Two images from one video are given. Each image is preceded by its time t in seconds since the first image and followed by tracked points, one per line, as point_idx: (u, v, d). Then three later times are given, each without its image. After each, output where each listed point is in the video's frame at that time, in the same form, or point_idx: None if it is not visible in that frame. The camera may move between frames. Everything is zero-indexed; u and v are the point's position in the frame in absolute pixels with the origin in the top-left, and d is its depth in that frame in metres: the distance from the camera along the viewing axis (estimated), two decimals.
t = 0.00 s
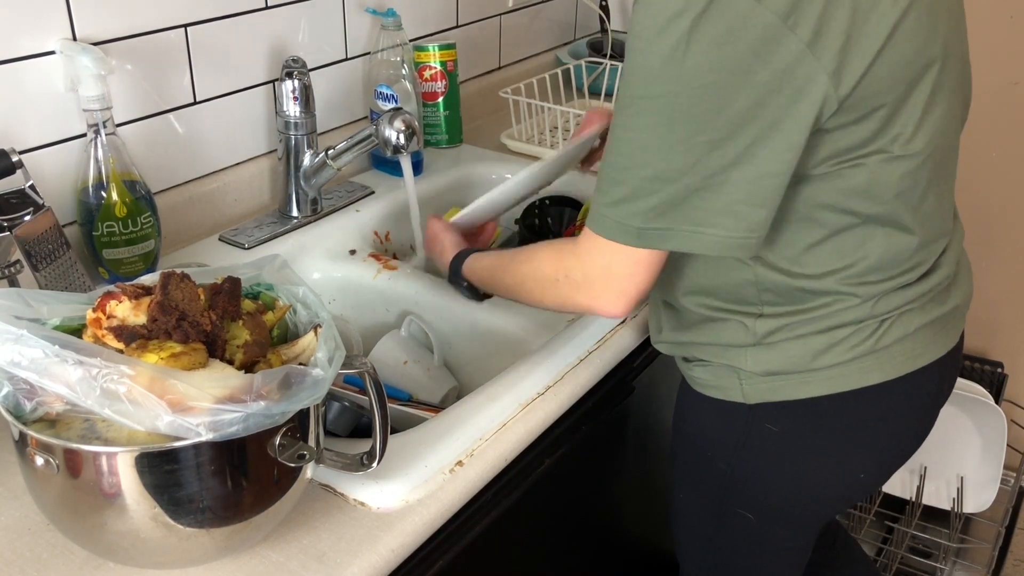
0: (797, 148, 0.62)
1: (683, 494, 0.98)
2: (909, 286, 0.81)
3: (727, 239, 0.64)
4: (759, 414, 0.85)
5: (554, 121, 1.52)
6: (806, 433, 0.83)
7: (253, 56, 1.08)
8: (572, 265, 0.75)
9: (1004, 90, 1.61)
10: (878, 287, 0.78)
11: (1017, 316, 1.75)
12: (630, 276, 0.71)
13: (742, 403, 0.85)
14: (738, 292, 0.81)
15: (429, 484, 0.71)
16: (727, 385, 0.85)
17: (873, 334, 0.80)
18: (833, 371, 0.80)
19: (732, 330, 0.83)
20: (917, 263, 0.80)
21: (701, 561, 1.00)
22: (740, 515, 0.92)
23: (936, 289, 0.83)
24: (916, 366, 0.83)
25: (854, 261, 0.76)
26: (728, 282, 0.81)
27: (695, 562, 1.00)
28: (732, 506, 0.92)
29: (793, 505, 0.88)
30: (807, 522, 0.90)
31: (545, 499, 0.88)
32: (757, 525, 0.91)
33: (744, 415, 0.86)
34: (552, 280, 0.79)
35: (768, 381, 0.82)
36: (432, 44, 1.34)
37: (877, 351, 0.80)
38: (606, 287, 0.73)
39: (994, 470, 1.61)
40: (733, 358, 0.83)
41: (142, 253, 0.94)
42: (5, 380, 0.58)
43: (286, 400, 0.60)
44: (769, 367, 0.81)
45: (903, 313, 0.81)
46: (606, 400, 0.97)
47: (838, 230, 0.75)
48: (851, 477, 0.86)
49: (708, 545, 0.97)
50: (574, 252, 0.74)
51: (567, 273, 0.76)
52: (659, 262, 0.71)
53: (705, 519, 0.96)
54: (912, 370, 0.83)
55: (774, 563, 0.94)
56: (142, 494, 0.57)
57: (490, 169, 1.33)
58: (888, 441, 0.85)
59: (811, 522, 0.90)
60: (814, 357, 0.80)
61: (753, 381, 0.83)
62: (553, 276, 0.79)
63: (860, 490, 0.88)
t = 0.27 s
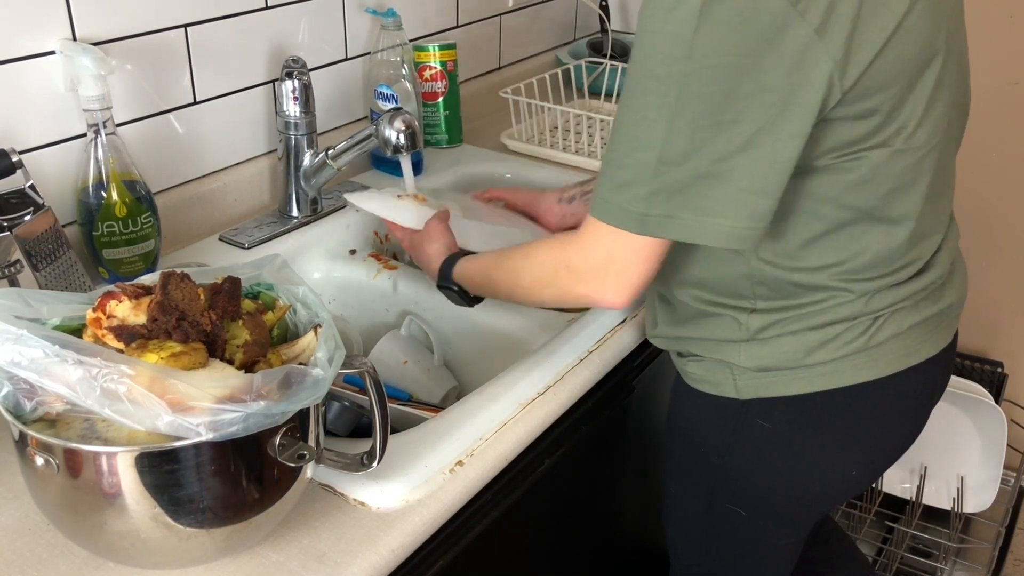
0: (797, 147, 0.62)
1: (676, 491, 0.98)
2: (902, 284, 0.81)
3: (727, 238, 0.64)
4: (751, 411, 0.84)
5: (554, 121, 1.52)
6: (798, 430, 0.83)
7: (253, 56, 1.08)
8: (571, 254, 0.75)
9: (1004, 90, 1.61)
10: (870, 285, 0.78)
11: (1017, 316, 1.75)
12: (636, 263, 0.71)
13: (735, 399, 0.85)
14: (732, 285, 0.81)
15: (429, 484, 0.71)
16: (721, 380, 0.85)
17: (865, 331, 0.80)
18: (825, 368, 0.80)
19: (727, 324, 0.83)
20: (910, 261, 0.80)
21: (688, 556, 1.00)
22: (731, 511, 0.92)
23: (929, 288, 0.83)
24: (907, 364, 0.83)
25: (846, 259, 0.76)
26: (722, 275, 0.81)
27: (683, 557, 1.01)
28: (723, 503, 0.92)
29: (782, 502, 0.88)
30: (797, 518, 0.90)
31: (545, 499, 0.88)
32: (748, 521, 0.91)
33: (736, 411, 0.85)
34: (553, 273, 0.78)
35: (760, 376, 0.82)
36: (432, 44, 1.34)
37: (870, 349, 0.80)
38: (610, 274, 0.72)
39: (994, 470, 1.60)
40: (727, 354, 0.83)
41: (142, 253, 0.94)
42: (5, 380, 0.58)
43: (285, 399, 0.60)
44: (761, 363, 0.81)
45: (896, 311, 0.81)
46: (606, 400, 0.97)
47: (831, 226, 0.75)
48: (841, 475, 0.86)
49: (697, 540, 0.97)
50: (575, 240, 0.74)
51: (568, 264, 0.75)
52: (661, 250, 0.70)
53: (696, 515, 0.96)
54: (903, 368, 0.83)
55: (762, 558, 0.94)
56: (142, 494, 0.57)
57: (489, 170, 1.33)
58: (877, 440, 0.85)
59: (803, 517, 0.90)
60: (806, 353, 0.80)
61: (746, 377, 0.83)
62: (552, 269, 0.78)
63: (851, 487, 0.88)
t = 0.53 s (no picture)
0: (797, 147, 0.62)
1: (687, 503, 0.97)
2: (913, 286, 0.81)
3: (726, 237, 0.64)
4: (775, 420, 0.84)
5: (553, 121, 1.52)
6: (822, 434, 0.83)
7: (253, 56, 1.08)
8: (590, 267, 0.72)
9: (1004, 90, 1.61)
10: (887, 287, 0.79)
11: (1017, 315, 1.75)
12: (649, 276, 0.69)
13: (757, 409, 0.84)
14: (752, 296, 0.80)
15: (429, 484, 0.71)
16: (742, 392, 0.84)
17: (887, 332, 0.80)
18: (850, 371, 0.81)
19: (748, 336, 0.82)
20: (918, 262, 0.81)
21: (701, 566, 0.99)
22: (750, 521, 0.91)
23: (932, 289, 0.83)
24: (921, 363, 0.84)
25: (865, 262, 0.76)
26: (740, 286, 0.80)
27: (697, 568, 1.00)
28: (742, 513, 0.91)
29: (801, 509, 0.88)
30: (814, 523, 0.90)
31: (545, 499, 0.88)
32: (767, 530, 0.91)
33: (759, 421, 0.85)
34: (566, 289, 0.75)
35: (786, 385, 0.82)
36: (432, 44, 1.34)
37: (893, 349, 0.81)
38: (625, 288, 0.70)
39: (994, 470, 1.60)
40: (748, 365, 0.82)
41: (142, 253, 0.94)
42: (5, 380, 0.58)
43: (286, 400, 0.60)
44: (786, 372, 0.81)
45: (911, 312, 0.82)
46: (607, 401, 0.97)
47: (848, 231, 0.75)
48: (862, 475, 0.86)
49: (712, 552, 0.97)
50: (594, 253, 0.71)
51: (585, 279, 0.73)
52: (681, 259, 0.69)
53: (710, 526, 0.95)
54: (917, 368, 0.83)
55: (779, 565, 0.94)
56: (142, 494, 0.57)
57: (489, 169, 1.33)
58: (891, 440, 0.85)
59: (817, 522, 0.90)
60: (831, 359, 0.80)
61: (770, 387, 0.82)
62: (565, 285, 0.75)
63: (868, 487, 0.88)
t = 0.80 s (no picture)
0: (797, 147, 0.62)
1: (680, 502, 0.97)
2: (908, 289, 0.81)
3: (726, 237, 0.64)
4: (765, 422, 0.84)
5: (554, 121, 1.52)
6: (814, 437, 0.83)
7: (253, 56, 1.08)
8: (561, 254, 0.74)
9: (1004, 90, 1.61)
10: (879, 290, 0.78)
11: (1017, 316, 1.75)
12: (621, 267, 0.71)
13: (747, 409, 0.84)
14: (744, 296, 0.80)
15: (429, 484, 0.71)
16: (732, 393, 0.84)
17: (880, 336, 0.80)
18: (841, 374, 0.81)
19: (738, 336, 0.82)
20: (913, 266, 0.81)
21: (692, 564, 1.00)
22: (741, 522, 0.92)
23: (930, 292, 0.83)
24: (916, 367, 0.83)
25: (854, 265, 0.76)
26: (730, 285, 0.80)
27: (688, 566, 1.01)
28: (733, 513, 0.92)
29: (792, 510, 0.88)
30: (807, 525, 0.90)
31: (545, 499, 0.88)
32: (759, 531, 0.91)
33: (750, 422, 0.85)
34: (540, 274, 0.77)
35: (776, 387, 0.82)
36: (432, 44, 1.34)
37: (885, 353, 0.81)
38: (598, 277, 0.72)
39: (994, 470, 1.60)
40: (740, 365, 0.83)
41: (142, 253, 0.94)
42: (5, 380, 0.58)
43: (285, 399, 0.60)
44: (777, 374, 0.81)
45: (906, 315, 0.81)
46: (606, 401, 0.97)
47: (835, 231, 0.75)
48: (855, 479, 0.86)
49: (703, 549, 0.97)
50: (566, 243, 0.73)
51: (557, 266, 0.75)
52: (652, 254, 0.70)
53: (702, 525, 0.95)
54: (911, 371, 0.83)
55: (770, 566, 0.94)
56: (142, 494, 0.57)
57: (489, 169, 1.33)
58: (884, 445, 0.85)
59: (811, 524, 0.90)
60: (821, 361, 0.80)
61: (760, 388, 0.83)
62: (538, 271, 0.78)
63: (861, 491, 0.88)
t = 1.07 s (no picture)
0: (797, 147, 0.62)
1: (678, 505, 0.97)
2: (906, 292, 0.81)
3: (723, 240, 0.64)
4: (763, 425, 0.84)
5: (553, 121, 1.52)
6: (811, 440, 0.83)
7: (253, 56, 1.08)
8: (564, 264, 0.74)
9: (1004, 90, 1.61)
10: (877, 293, 0.78)
11: (1017, 316, 1.75)
12: (625, 278, 0.71)
13: (745, 413, 0.84)
14: (741, 301, 0.80)
15: (429, 484, 0.71)
16: (731, 396, 0.84)
17: (877, 338, 0.80)
18: (838, 378, 0.81)
19: (736, 339, 0.82)
20: (910, 268, 0.81)
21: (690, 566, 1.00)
22: (739, 525, 0.92)
23: (926, 294, 0.84)
24: (913, 369, 0.83)
25: (852, 268, 0.77)
26: (727, 291, 0.80)
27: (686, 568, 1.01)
28: (731, 516, 0.92)
29: (791, 513, 0.88)
30: (805, 528, 0.90)
31: (544, 499, 0.88)
32: (757, 534, 0.91)
33: (748, 426, 0.85)
34: (543, 283, 0.77)
35: (774, 391, 0.82)
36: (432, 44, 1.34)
37: (882, 355, 0.81)
38: (601, 288, 0.72)
39: (994, 470, 1.61)
40: (737, 369, 0.82)
41: (142, 253, 0.94)
42: (5, 380, 0.58)
43: (285, 399, 0.60)
44: (775, 377, 0.81)
45: (903, 317, 0.81)
46: (606, 401, 0.97)
47: (831, 237, 0.75)
48: (852, 482, 0.86)
49: (701, 552, 0.97)
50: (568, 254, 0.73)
51: (560, 277, 0.75)
52: (655, 264, 0.70)
53: (701, 528, 0.95)
54: (909, 374, 0.83)
55: (768, 568, 0.94)
56: (142, 494, 0.57)
57: (489, 169, 1.33)
58: (881, 448, 0.85)
59: (809, 527, 0.90)
60: (819, 365, 0.80)
61: (759, 392, 0.82)
62: (543, 280, 0.77)
63: (858, 494, 0.88)
